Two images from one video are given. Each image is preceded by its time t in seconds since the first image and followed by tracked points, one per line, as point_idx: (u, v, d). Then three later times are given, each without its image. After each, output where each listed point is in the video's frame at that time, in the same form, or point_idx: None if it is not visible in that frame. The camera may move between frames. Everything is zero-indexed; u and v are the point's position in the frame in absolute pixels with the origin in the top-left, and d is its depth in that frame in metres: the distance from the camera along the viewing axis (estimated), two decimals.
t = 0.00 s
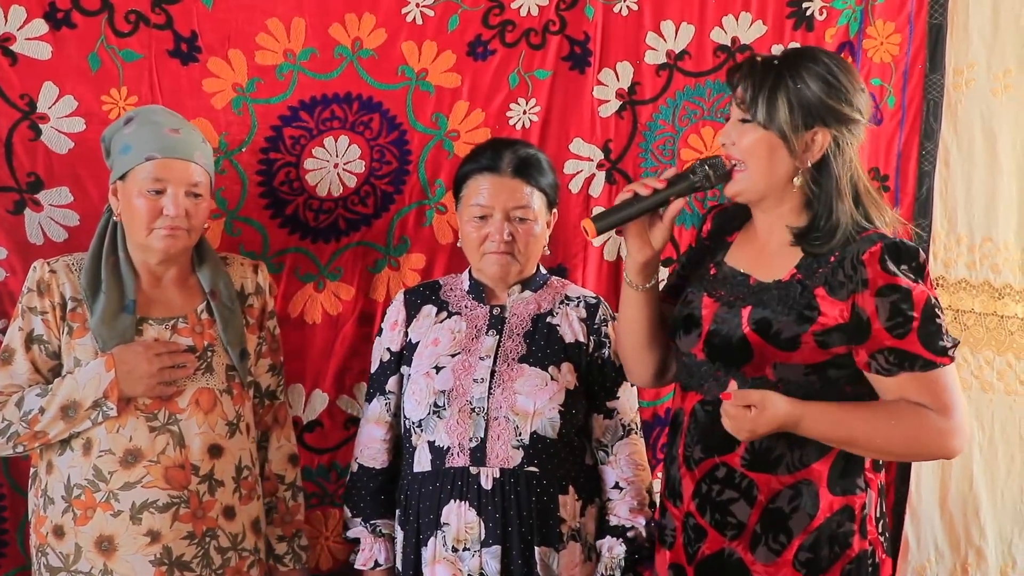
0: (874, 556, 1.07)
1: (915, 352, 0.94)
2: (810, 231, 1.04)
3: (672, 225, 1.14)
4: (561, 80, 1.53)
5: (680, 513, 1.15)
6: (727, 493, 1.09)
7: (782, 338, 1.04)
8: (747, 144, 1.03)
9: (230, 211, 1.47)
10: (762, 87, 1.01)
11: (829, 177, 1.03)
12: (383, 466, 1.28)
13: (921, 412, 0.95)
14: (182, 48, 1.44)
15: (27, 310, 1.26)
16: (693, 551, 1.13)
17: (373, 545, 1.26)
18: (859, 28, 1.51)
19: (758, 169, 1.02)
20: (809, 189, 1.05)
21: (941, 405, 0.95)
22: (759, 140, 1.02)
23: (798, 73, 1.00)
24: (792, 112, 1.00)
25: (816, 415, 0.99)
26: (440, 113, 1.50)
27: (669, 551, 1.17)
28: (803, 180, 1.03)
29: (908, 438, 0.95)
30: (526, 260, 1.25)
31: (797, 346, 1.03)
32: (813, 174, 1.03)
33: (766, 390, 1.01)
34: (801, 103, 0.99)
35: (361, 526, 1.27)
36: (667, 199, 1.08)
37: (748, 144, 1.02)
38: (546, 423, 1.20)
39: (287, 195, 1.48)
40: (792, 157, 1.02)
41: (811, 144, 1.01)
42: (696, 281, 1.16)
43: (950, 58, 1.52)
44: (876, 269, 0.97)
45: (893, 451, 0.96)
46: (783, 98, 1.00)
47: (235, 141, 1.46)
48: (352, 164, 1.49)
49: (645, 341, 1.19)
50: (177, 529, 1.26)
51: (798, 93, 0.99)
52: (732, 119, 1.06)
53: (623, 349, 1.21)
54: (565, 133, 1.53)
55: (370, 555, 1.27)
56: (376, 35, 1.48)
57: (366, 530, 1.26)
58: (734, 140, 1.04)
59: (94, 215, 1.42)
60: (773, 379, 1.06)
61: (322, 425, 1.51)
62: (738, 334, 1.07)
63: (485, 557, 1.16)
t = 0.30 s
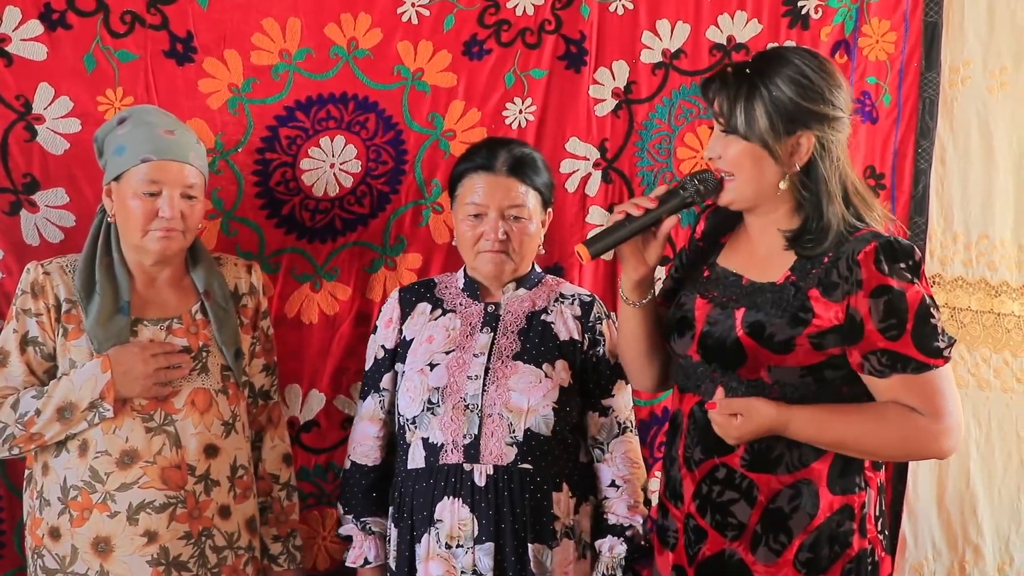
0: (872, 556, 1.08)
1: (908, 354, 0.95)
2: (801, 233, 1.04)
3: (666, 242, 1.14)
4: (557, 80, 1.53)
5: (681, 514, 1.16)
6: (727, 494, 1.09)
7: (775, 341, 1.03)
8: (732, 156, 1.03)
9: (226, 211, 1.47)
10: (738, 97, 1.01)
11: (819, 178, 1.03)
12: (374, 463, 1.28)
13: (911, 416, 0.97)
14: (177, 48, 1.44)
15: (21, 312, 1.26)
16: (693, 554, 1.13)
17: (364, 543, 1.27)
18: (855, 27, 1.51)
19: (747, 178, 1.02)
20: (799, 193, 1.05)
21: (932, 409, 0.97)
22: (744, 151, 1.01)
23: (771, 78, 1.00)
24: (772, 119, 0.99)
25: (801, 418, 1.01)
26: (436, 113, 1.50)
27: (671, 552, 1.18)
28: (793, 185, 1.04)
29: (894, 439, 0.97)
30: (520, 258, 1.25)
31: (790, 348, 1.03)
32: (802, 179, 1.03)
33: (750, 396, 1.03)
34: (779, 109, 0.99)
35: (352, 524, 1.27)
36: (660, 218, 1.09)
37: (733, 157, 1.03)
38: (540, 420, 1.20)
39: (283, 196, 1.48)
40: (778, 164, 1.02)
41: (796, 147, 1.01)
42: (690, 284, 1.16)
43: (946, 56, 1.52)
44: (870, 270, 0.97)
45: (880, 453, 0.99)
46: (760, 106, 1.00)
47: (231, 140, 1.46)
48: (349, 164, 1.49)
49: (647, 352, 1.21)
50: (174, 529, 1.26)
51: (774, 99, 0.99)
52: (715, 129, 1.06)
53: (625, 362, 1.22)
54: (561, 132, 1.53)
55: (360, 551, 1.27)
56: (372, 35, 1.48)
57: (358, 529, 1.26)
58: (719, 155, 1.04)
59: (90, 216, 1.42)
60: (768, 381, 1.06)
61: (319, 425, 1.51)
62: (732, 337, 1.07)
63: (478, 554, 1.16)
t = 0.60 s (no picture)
0: (870, 556, 1.07)
1: (903, 355, 0.94)
2: (798, 233, 1.04)
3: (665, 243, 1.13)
4: (553, 80, 1.53)
5: (677, 514, 1.16)
6: (723, 494, 1.10)
7: (770, 341, 1.03)
8: (729, 159, 1.03)
9: (222, 211, 1.46)
10: (731, 100, 1.02)
11: (815, 177, 1.03)
12: (371, 463, 1.28)
13: (905, 418, 0.96)
14: (173, 48, 1.44)
15: (13, 313, 1.26)
16: (688, 554, 1.14)
17: (360, 543, 1.27)
18: (850, 26, 1.50)
19: (743, 180, 1.03)
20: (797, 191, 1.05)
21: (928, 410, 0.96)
22: (741, 153, 1.02)
23: (763, 78, 1.00)
24: (766, 119, 1.00)
25: (794, 420, 1.01)
26: (432, 113, 1.50)
27: (667, 553, 1.18)
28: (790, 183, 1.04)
29: (887, 442, 0.96)
30: (515, 258, 1.24)
31: (785, 348, 1.03)
32: (800, 177, 1.03)
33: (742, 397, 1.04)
34: (773, 108, 0.99)
35: (348, 523, 1.27)
36: (657, 219, 1.10)
37: (730, 160, 1.03)
38: (535, 419, 1.20)
39: (279, 197, 1.48)
40: (775, 164, 1.02)
41: (793, 146, 1.01)
42: (689, 285, 1.17)
43: (942, 55, 1.52)
44: (865, 270, 0.97)
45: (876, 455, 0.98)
46: (754, 106, 1.00)
47: (227, 141, 1.45)
48: (345, 164, 1.49)
49: (646, 352, 1.21)
50: (168, 529, 1.27)
51: (768, 99, 0.99)
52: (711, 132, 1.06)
53: (625, 363, 1.23)
54: (557, 132, 1.53)
55: (357, 552, 1.27)
56: (368, 35, 1.48)
57: (354, 528, 1.27)
58: (717, 158, 1.05)
59: (86, 217, 1.42)
60: (763, 382, 1.06)
61: (316, 425, 1.51)
62: (727, 336, 1.07)
63: (474, 553, 1.16)
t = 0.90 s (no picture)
0: (867, 557, 1.08)
1: (899, 355, 0.94)
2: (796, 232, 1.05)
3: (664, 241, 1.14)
4: (548, 79, 1.53)
5: (673, 514, 1.16)
6: (719, 493, 1.10)
7: (767, 341, 1.04)
8: (728, 159, 1.04)
9: (217, 211, 1.46)
10: (729, 100, 1.02)
11: (814, 175, 1.03)
12: (366, 463, 1.27)
13: (901, 418, 0.96)
14: (168, 48, 1.43)
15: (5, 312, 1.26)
16: (685, 553, 1.13)
17: (355, 543, 1.26)
18: (845, 25, 1.50)
19: (742, 179, 1.03)
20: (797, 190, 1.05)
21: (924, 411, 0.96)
22: (739, 153, 1.02)
23: (760, 78, 1.01)
24: (765, 118, 1.00)
25: (788, 419, 1.01)
26: (427, 112, 1.50)
27: (663, 552, 1.18)
28: (789, 182, 1.04)
29: (883, 442, 0.96)
30: (509, 257, 1.24)
31: (783, 347, 1.03)
32: (799, 175, 1.03)
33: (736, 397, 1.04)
34: (771, 108, 0.99)
35: (344, 524, 1.27)
36: (655, 218, 1.11)
37: (728, 159, 1.03)
38: (529, 418, 1.20)
39: (274, 196, 1.48)
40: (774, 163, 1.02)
41: (791, 144, 1.02)
42: (688, 286, 1.17)
43: (936, 54, 1.52)
44: (861, 270, 0.97)
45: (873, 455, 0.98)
46: (752, 106, 1.00)
47: (222, 141, 1.45)
48: (339, 164, 1.49)
49: (645, 352, 1.22)
50: (161, 529, 1.27)
51: (766, 99, 0.99)
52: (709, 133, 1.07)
53: (624, 364, 1.24)
54: (552, 132, 1.53)
55: (351, 552, 1.26)
56: (363, 34, 1.48)
57: (349, 528, 1.26)
58: (713, 160, 1.05)
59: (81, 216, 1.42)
60: (761, 381, 1.06)
61: (312, 425, 1.51)
62: (725, 336, 1.07)
63: (469, 553, 1.16)
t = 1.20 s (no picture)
0: (837, 537, 1.15)
1: (869, 351, 1.02)
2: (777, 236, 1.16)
3: (653, 243, 1.29)
4: (540, 93, 1.65)
5: (660, 496, 1.30)
6: (702, 478, 1.22)
7: (748, 336, 1.13)
8: (713, 167, 1.14)
9: (232, 217, 1.55)
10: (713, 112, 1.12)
11: (791, 181, 1.13)
12: (372, 451, 1.38)
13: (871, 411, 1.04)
14: (186, 64, 1.52)
15: (36, 311, 1.34)
16: (671, 533, 1.27)
17: (363, 524, 1.37)
18: (818, 42, 1.63)
19: (727, 186, 1.13)
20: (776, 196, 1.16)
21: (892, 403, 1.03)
22: (724, 161, 1.12)
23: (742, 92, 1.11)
24: (746, 131, 1.09)
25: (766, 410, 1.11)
26: (428, 123, 1.62)
27: (652, 533, 1.32)
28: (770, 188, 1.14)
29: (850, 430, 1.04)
30: (504, 257, 1.35)
31: (762, 343, 1.13)
32: (778, 182, 1.14)
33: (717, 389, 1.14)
34: (751, 121, 1.09)
35: (352, 507, 1.37)
36: (646, 221, 1.22)
37: (714, 167, 1.14)
38: (523, 408, 1.30)
39: (285, 203, 1.57)
40: (756, 171, 1.12)
41: (771, 154, 1.11)
42: (675, 285, 1.30)
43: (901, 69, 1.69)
44: (836, 272, 1.06)
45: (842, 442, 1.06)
46: (734, 119, 1.10)
47: (236, 151, 1.55)
48: (345, 172, 1.59)
49: (636, 348, 1.36)
50: (183, 511, 1.37)
51: (747, 113, 1.09)
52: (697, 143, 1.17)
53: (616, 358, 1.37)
54: (544, 142, 1.65)
55: (358, 533, 1.37)
56: (367, 51, 1.58)
57: (357, 511, 1.36)
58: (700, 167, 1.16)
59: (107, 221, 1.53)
60: (741, 373, 1.17)
61: (321, 416, 1.62)
62: (708, 332, 1.18)
63: (467, 531, 1.26)
